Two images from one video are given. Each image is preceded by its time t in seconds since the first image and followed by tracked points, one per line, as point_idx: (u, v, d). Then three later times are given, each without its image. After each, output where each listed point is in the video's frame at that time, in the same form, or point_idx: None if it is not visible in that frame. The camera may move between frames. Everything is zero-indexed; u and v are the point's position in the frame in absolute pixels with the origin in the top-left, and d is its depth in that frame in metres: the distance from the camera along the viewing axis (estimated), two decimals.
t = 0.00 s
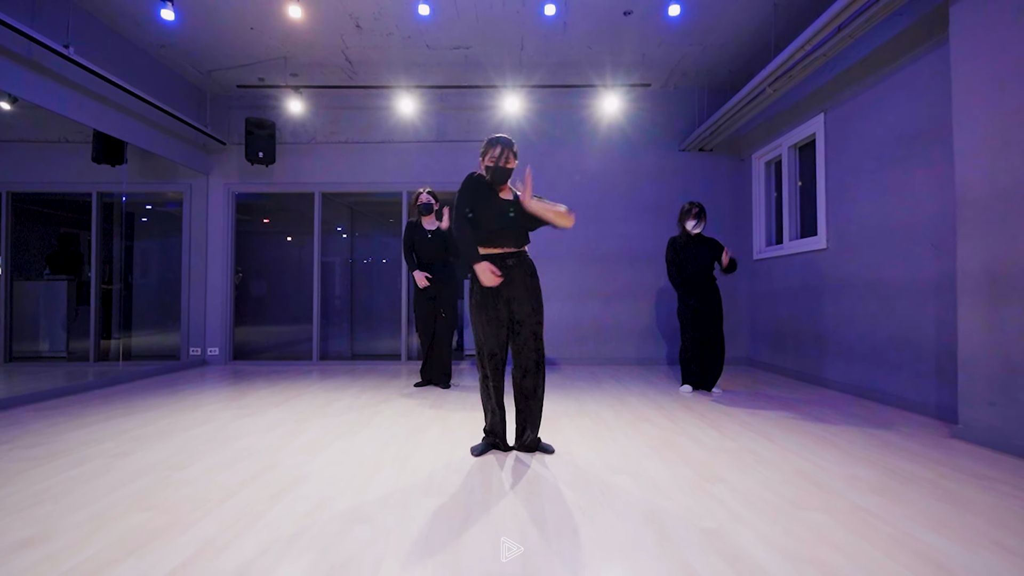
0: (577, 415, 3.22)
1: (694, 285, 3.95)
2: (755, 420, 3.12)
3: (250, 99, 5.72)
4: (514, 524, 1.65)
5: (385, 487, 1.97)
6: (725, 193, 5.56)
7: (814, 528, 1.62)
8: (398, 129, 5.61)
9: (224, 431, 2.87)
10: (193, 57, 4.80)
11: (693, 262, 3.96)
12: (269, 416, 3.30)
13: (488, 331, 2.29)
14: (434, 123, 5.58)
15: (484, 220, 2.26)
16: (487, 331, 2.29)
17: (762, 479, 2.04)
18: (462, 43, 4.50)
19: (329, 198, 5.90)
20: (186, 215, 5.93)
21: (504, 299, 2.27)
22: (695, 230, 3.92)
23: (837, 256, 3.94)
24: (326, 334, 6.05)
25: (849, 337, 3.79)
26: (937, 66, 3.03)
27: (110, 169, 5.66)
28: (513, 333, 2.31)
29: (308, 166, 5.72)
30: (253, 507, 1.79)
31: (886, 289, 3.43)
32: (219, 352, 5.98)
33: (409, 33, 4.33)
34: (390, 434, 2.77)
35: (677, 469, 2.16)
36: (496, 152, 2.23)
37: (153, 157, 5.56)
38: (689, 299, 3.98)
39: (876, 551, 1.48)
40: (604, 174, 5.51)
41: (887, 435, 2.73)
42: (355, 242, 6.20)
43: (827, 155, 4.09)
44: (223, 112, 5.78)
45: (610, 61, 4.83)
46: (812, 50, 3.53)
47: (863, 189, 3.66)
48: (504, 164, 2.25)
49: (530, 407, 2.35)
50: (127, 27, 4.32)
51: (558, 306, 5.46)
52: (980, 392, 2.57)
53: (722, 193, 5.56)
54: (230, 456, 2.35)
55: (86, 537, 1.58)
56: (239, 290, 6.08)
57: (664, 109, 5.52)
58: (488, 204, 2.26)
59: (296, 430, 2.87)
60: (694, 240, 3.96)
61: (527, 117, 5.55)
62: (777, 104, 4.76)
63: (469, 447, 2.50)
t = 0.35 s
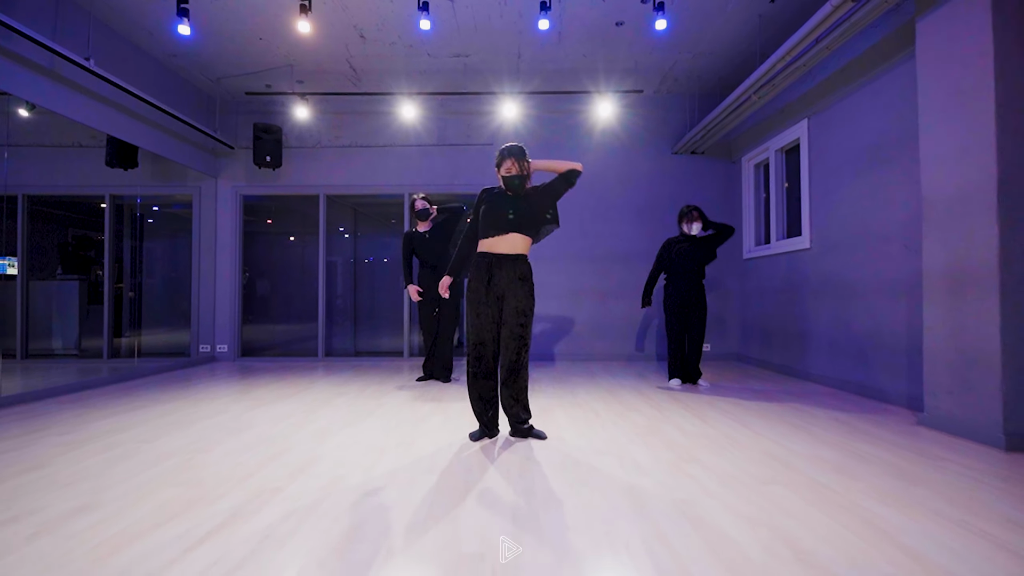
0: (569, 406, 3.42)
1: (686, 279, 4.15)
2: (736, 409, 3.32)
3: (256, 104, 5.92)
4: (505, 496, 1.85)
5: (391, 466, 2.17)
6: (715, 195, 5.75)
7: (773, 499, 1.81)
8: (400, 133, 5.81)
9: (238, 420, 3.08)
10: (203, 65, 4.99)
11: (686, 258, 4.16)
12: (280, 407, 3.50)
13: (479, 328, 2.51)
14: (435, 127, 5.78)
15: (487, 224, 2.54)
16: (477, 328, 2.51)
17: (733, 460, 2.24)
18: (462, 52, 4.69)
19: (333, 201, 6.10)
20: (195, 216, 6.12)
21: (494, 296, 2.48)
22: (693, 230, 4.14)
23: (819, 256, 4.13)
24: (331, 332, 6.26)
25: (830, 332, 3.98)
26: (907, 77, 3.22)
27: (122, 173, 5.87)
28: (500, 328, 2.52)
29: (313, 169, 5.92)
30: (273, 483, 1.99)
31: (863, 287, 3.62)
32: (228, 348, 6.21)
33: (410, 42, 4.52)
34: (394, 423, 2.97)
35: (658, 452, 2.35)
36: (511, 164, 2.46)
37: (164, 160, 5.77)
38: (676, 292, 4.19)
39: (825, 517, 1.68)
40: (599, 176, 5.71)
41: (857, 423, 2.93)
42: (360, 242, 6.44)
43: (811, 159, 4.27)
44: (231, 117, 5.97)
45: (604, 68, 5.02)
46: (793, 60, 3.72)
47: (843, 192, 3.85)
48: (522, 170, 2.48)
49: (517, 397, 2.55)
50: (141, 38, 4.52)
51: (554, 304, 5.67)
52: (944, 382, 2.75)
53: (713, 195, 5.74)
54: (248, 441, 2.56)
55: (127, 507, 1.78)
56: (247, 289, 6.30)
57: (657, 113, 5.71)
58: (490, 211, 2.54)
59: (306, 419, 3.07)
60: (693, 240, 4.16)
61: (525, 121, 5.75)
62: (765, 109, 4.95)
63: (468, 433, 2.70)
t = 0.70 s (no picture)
0: (562, 397, 3.61)
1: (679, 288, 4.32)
2: (720, 400, 3.51)
3: (262, 109, 6.12)
4: (496, 473, 2.04)
5: (394, 449, 2.36)
6: (707, 195, 5.92)
7: (739, 476, 2.00)
8: (402, 137, 6.00)
9: (250, 409, 3.28)
10: (212, 73, 5.19)
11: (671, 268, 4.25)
12: (288, 399, 3.70)
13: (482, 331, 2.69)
14: (435, 131, 5.97)
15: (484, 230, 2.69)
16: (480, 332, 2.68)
17: (709, 443, 2.43)
18: (461, 59, 4.88)
19: (337, 202, 6.30)
20: (203, 217, 6.32)
21: (501, 292, 2.67)
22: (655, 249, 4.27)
23: (803, 255, 4.31)
24: (335, 329, 6.46)
25: (813, 328, 4.16)
26: (881, 85, 3.40)
27: (133, 175, 6.08)
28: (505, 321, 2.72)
29: (317, 171, 6.12)
30: (286, 463, 2.19)
31: (842, 284, 3.81)
32: (235, 345, 6.43)
33: (411, 51, 4.71)
34: (395, 412, 3.16)
35: (640, 437, 2.54)
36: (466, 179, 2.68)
37: (173, 163, 5.98)
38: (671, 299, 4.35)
39: (783, 490, 1.87)
40: (593, 178, 5.90)
41: (831, 412, 3.12)
42: (361, 242, 6.73)
43: (796, 162, 4.45)
44: (238, 121, 6.17)
45: (598, 74, 5.21)
46: (775, 68, 3.90)
47: (824, 194, 4.03)
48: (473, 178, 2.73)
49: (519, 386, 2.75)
50: (153, 47, 4.72)
51: (551, 302, 5.86)
52: (912, 373, 2.93)
53: (705, 196, 5.92)
54: (261, 428, 2.76)
55: (156, 483, 1.97)
56: (253, 287, 6.51)
57: (650, 117, 5.89)
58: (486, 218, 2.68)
59: (314, 409, 3.28)
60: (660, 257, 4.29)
61: (523, 125, 5.93)
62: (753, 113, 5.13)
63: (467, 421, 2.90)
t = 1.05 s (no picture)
0: (559, 392, 3.76)
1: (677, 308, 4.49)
2: (709, 395, 3.67)
3: (268, 112, 6.27)
4: (494, 458, 2.20)
5: (399, 437, 2.52)
6: (703, 197, 6.06)
7: (720, 462, 2.15)
8: (405, 140, 6.15)
9: (261, 402, 3.45)
10: (221, 78, 5.34)
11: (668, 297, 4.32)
12: (296, 393, 3.86)
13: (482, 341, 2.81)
14: (437, 134, 6.11)
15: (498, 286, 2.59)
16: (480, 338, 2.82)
17: (695, 433, 2.58)
18: (462, 64, 5.02)
19: (341, 202, 6.48)
20: (211, 217, 6.50)
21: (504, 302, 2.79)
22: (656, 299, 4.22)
23: (794, 255, 4.45)
24: (339, 327, 6.63)
25: (803, 326, 4.30)
26: (865, 93, 3.54)
27: (143, 177, 6.26)
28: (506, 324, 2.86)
29: (322, 173, 6.28)
30: (299, 449, 2.35)
31: (830, 284, 3.95)
32: (242, 342, 6.62)
33: (414, 57, 4.86)
34: (399, 405, 3.32)
35: (631, 427, 2.69)
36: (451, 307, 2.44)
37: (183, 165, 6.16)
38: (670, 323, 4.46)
39: (760, 474, 2.02)
40: (592, 180, 6.05)
41: (815, 406, 3.27)
42: (365, 241, 6.70)
43: (787, 165, 4.59)
44: (244, 124, 6.33)
45: (596, 79, 5.35)
46: (765, 75, 4.04)
47: (814, 197, 4.17)
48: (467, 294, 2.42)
49: (521, 382, 2.90)
50: (165, 54, 4.88)
51: (550, 301, 6.01)
52: (892, 369, 3.08)
53: (701, 197, 6.06)
54: (273, 419, 2.92)
55: (179, 467, 2.13)
56: (260, 287, 6.68)
57: (647, 120, 6.03)
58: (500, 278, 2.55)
59: (322, 402, 3.44)
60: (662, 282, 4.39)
61: (522, 128, 6.08)
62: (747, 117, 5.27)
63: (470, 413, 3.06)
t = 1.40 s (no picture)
0: (557, 387, 3.89)
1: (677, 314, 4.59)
2: (704, 390, 3.78)
3: (273, 114, 6.40)
4: (494, 447, 2.32)
5: (403, 429, 2.65)
6: (700, 197, 6.18)
7: (708, 451, 2.27)
8: (407, 141, 6.26)
9: (270, 397, 3.58)
10: (228, 82, 5.46)
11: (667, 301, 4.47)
12: (303, 388, 3.99)
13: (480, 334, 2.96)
14: (439, 135, 6.23)
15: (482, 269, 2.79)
16: (480, 336, 2.94)
17: (687, 425, 2.69)
18: (464, 68, 5.14)
19: (345, 203, 6.60)
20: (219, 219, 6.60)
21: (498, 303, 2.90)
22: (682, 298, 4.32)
23: (788, 255, 4.57)
24: (343, 325, 6.76)
25: (796, 323, 4.41)
26: (855, 97, 3.64)
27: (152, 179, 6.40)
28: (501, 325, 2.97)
29: (327, 174, 6.41)
30: (309, 439, 2.47)
31: (821, 283, 4.06)
32: (249, 340, 6.75)
33: (417, 61, 4.98)
34: (404, 399, 3.45)
35: (626, 420, 2.81)
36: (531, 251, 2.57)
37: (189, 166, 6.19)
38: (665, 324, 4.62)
39: (744, 462, 2.13)
40: (590, 180, 6.17)
41: (804, 400, 3.38)
42: (368, 241, 6.83)
43: (781, 166, 4.70)
44: (250, 126, 6.45)
45: (595, 82, 5.47)
46: (759, 79, 4.15)
47: (806, 197, 4.28)
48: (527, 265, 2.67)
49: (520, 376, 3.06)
50: (174, 58, 5.00)
51: (550, 299, 6.14)
52: (878, 364, 3.19)
53: (698, 197, 6.18)
54: (282, 412, 3.05)
55: (197, 454, 2.26)
56: (266, 285, 6.81)
57: (646, 122, 6.14)
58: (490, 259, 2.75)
59: (328, 396, 3.57)
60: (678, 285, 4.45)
61: (523, 130, 6.20)
62: (743, 119, 5.38)
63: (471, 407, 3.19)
